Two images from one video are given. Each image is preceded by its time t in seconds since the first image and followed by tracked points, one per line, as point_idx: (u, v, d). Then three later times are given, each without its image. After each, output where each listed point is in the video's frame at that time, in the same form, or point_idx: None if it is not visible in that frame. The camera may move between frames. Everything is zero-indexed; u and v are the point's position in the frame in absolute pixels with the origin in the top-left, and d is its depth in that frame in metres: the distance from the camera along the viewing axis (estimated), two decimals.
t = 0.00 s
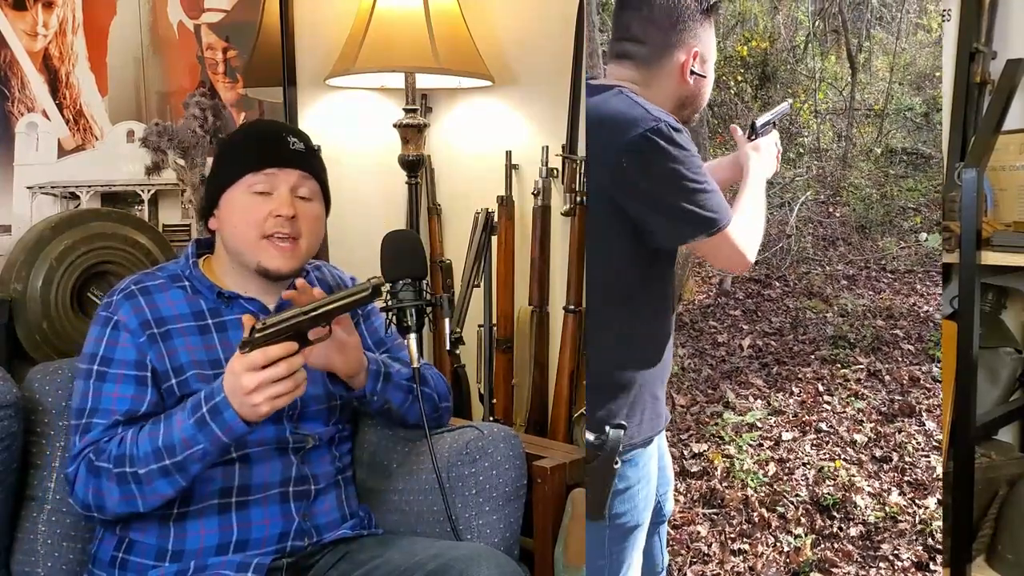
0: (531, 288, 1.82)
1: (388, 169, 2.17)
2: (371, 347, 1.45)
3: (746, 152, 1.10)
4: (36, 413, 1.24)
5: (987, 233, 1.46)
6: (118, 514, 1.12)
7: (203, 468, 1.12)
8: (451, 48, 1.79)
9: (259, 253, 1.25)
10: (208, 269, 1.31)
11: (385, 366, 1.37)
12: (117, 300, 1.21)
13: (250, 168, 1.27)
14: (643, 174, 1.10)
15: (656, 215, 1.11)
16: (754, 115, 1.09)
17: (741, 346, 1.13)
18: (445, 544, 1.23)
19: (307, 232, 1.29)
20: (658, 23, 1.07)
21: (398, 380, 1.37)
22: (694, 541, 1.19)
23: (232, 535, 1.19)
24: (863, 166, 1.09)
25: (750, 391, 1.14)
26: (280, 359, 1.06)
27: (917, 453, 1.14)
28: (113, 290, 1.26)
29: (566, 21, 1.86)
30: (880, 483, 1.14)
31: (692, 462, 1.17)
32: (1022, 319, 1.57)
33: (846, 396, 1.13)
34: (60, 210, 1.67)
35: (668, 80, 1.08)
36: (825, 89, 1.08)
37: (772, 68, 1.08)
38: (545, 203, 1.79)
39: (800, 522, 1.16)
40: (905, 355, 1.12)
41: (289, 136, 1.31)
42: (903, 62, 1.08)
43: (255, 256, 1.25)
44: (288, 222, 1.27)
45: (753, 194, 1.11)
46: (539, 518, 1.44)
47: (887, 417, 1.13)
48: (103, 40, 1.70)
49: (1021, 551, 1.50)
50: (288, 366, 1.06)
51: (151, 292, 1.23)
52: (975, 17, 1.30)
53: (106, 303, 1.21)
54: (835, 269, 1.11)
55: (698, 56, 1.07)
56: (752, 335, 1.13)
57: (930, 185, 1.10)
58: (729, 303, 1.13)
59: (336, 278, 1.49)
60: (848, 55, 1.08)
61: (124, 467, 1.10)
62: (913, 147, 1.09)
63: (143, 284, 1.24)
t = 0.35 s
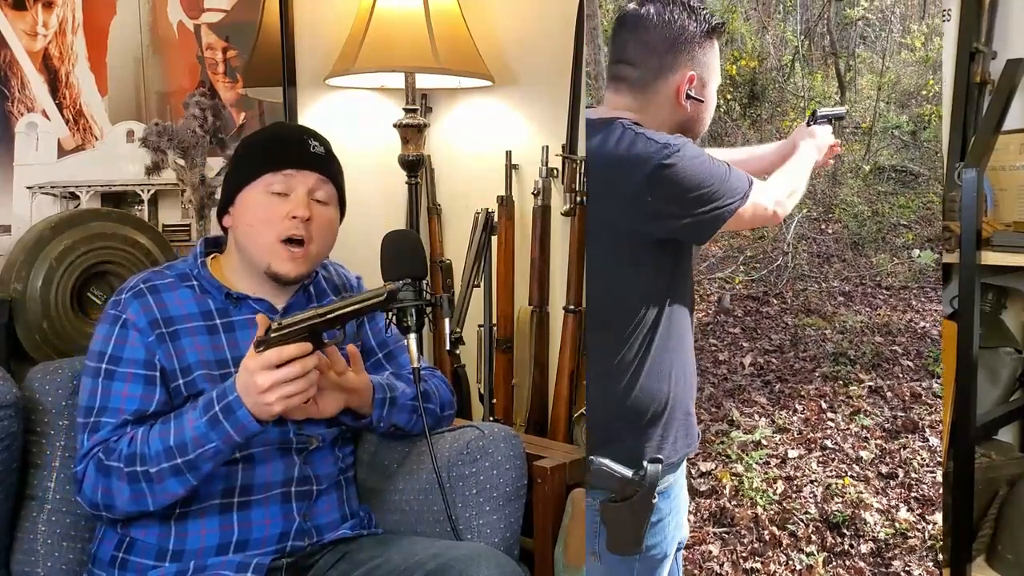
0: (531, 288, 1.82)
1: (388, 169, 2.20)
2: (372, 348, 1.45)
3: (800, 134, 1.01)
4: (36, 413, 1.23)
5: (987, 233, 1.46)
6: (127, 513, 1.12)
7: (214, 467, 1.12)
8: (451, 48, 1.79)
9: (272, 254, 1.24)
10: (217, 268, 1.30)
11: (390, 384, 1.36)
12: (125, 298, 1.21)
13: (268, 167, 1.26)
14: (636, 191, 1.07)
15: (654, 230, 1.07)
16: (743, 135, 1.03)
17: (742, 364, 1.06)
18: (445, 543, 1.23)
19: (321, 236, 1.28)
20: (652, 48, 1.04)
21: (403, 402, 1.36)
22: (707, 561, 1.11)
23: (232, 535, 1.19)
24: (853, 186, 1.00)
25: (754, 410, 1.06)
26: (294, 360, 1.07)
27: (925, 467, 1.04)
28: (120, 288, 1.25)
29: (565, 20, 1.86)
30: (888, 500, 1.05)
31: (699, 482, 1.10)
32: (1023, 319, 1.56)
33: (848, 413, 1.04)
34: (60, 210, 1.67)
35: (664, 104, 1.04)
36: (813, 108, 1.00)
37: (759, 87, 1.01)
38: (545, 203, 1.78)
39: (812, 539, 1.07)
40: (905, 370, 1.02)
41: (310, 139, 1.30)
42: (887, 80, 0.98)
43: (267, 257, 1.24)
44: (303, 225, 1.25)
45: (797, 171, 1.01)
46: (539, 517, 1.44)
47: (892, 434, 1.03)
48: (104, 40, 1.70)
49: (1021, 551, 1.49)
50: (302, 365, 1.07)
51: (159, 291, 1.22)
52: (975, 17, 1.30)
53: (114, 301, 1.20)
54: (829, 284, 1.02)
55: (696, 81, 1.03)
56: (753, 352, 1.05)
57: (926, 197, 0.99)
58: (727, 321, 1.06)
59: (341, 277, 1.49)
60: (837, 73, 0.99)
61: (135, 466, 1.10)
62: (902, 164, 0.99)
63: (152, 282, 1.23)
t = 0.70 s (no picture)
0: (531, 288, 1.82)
1: (388, 169, 2.21)
2: (371, 347, 1.45)
3: (764, 143, 1.29)
4: (36, 413, 1.23)
5: (987, 232, 1.47)
6: (127, 509, 1.12)
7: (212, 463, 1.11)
8: (451, 48, 1.79)
9: (271, 252, 1.24)
10: (216, 268, 1.30)
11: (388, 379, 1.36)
12: (125, 296, 1.21)
13: (269, 168, 1.26)
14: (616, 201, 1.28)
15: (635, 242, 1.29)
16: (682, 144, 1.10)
17: (684, 383, 1.31)
18: (445, 543, 1.23)
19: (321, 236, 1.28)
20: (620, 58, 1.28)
21: (402, 398, 1.36)
22: None
23: (232, 535, 1.19)
24: (775, 200, 1.30)
25: (699, 429, 1.31)
26: (293, 352, 1.07)
27: (875, 474, 1.31)
28: (119, 286, 1.25)
29: (565, 20, 1.86)
30: (844, 509, 1.31)
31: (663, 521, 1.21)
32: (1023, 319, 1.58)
33: (796, 424, 1.30)
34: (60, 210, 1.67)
35: (630, 110, 1.28)
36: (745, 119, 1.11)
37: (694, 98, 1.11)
38: (545, 203, 1.77)
39: (773, 556, 1.32)
40: (844, 376, 1.30)
41: (313, 141, 1.30)
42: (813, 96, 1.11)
43: (266, 255, 1.24)
44: (303, 226, 1.25)
45: (766, 169, 1.29)
46: (539, 518, 1.43)
47: (837, 442, 1.30)
48: (103, 40, 1.70)
49: (1021, 551, 1.48)
50: (300, 358, 1.06)
51: (158, 290, 1.22)
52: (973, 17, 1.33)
53: (115, 299, 1.21)
54: (764, 298, 1.30)
55: (661, 90, 1.28)
56: (691, 370, 1.31)
57: (845, 208, 1.29)
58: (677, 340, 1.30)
59: (341, 277, 1.49)
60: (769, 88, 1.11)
61: (135, 462, 1.10)
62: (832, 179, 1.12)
63: (152, 281, 1.23)
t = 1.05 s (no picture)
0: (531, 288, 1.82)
1: (388, 169, 2.20)
2: (371, 347, 1.45)
3: (745, 158, 1.23)
4: (36, 413, 1.23)
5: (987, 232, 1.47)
6: (126, 510, 1.12)
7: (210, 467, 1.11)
8: (451, 48, 1.79)
9: (271, 252, 1.24)
10: (216, 268, 1.30)
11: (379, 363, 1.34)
12: (125, 296, 1.21)
13: (265, 167, 1.26)
14: (627, 221, 1.26)
15: (646, 264, 1.26)
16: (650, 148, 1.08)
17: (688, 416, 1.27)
18: (445, 543, 1.23)
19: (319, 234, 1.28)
20: (625, 74, 1.25)
21: (393, 381, 1.35)
22: None
23: (232, 535, 1.19)
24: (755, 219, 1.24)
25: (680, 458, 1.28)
26: (290, 357, 1.07)
27: (847, 481, 1.25)
28: (119, 286, 1.25)
29: (566, 20, 1.86)
30: (822, 518, 1.27)
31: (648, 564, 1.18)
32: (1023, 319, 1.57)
33: (760, 440, 1.26)
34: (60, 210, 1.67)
35: (636, 131, 1.25)
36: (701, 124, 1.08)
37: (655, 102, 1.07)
38: (545, 203, 1.78)
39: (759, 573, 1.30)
40: (802, 388, 1.24)
41: (307, 138, 1.30)
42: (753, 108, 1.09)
43: (266, 254, 1.24)
44: (301, 224, 1.25)
45: (754, 185, 1.23)
46: (539, 517, 1.43)
47: (804, 454, 1.25)
48: (103, 40, 1.70)
49: (1021, 551, 1.49)
50: (298, 363, 1.06)
51: (158, 291, 1.22)
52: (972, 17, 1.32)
53: (114, 300, 1.21)
54: (710, 314, 1.26)
55: (666, 107, 1.25)
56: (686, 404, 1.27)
57: (778, 219, 1.23)
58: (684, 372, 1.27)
59: (340, 278, 1.49)
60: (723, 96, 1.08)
61: (133, 464, 1.10)
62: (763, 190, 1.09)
63: (151, 281, 1.23)
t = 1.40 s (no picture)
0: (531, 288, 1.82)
1: (388, 169, 2.20)
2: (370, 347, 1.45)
3: (756, 161, 1.19)
4: (36, 413, 1.23)
5: (987, 233, 1.48)
6: (123, 512, 1.12)
7: (207, 469, 1.11)
8: (451, 48, 1.79)
9: (265, 253, 1.24)
10: (213, 268, 1.30)
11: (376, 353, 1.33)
12: (122, 298, 1.21)
13: (258, 166, 1.25)
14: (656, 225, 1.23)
15: (675, 268, 1.23)
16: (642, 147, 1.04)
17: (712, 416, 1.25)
18: (445, 543, 1.23)
19: (314, 233, 1.28)
20: (652, 81, 1.21)
21: (390, 372, 1.35)
22: None
23: (231, 535, 1.19)
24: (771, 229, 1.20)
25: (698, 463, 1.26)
26: (284, 360, 1.06)
27: (846, 483, 1.20)
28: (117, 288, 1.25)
29: (566, 20, 1.86)
30: (823, 520, 1.22)
31: None
32: (1023, 319, 1.58)
33: (756, 443, 1.23)
34: (60, 210, 1.67)
35: (664, 138, 1.22)
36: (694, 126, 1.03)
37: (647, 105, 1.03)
38: (545, 203, 1.77)
39: None
40: (797, 392, 1.20)
41: (297, 136, 1.29)
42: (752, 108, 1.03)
43: (261, 255, 1.24)
44: (294, 224, 1.25)
45: (767, 190, 1.19)
46: (539, 517, 1.44)
47: (802, 456, 1.21)
48: (103, 40, 1.70)
49: (1021, 552, 1.51)
50: (292, 365, 1.06)
51: (156, 292, 1.22)
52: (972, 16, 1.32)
53: (111, 301, 1.21)
54: (702, 322, 1.23)
55: (694, 115, 1.20)
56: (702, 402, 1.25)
57: (764, 227, 1.20)
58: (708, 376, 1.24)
59: (339, 278, 1.48)
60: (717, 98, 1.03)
61: (130, 466, 1.10)
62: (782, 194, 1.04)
63: (149, 283, 1.23)
